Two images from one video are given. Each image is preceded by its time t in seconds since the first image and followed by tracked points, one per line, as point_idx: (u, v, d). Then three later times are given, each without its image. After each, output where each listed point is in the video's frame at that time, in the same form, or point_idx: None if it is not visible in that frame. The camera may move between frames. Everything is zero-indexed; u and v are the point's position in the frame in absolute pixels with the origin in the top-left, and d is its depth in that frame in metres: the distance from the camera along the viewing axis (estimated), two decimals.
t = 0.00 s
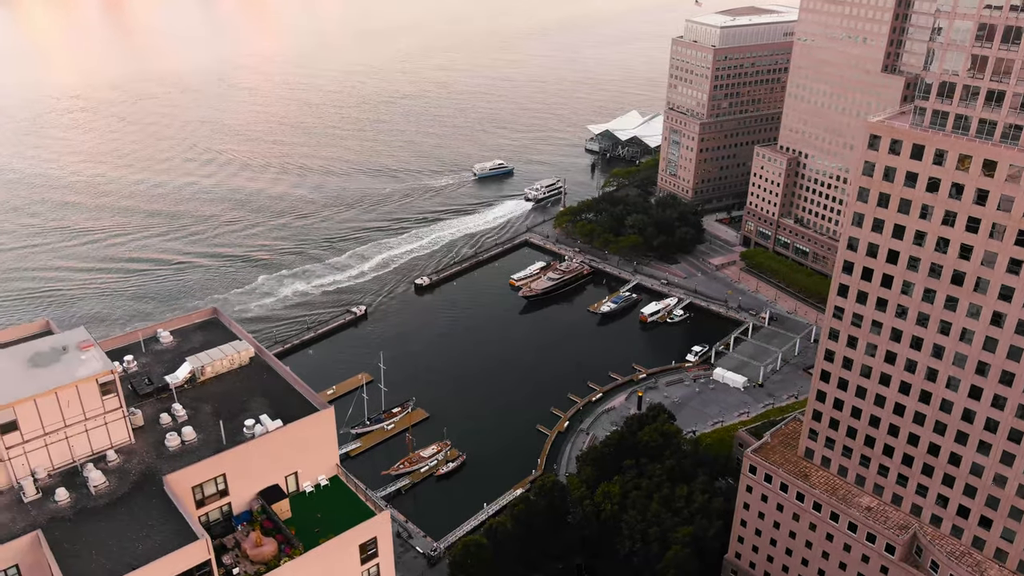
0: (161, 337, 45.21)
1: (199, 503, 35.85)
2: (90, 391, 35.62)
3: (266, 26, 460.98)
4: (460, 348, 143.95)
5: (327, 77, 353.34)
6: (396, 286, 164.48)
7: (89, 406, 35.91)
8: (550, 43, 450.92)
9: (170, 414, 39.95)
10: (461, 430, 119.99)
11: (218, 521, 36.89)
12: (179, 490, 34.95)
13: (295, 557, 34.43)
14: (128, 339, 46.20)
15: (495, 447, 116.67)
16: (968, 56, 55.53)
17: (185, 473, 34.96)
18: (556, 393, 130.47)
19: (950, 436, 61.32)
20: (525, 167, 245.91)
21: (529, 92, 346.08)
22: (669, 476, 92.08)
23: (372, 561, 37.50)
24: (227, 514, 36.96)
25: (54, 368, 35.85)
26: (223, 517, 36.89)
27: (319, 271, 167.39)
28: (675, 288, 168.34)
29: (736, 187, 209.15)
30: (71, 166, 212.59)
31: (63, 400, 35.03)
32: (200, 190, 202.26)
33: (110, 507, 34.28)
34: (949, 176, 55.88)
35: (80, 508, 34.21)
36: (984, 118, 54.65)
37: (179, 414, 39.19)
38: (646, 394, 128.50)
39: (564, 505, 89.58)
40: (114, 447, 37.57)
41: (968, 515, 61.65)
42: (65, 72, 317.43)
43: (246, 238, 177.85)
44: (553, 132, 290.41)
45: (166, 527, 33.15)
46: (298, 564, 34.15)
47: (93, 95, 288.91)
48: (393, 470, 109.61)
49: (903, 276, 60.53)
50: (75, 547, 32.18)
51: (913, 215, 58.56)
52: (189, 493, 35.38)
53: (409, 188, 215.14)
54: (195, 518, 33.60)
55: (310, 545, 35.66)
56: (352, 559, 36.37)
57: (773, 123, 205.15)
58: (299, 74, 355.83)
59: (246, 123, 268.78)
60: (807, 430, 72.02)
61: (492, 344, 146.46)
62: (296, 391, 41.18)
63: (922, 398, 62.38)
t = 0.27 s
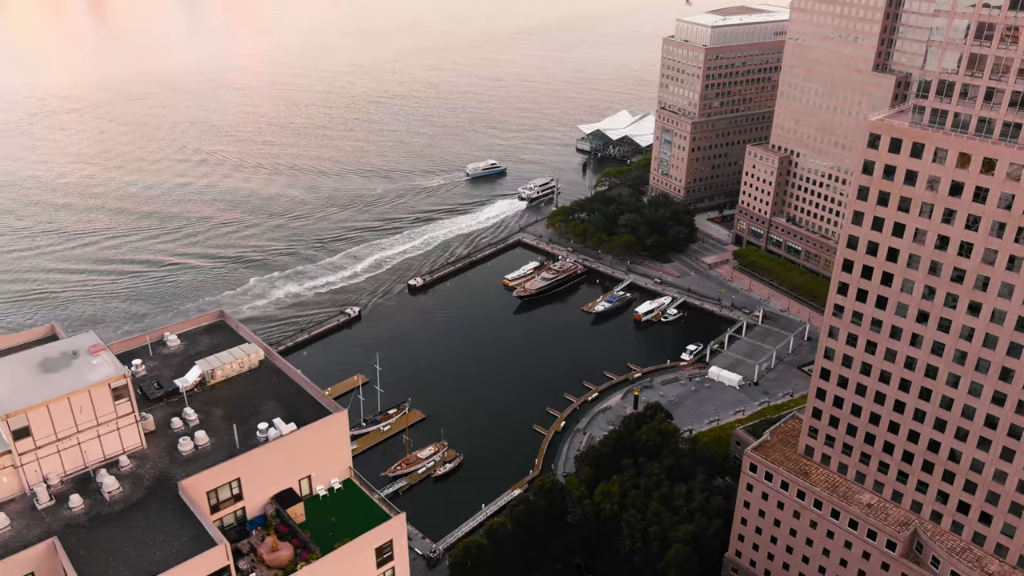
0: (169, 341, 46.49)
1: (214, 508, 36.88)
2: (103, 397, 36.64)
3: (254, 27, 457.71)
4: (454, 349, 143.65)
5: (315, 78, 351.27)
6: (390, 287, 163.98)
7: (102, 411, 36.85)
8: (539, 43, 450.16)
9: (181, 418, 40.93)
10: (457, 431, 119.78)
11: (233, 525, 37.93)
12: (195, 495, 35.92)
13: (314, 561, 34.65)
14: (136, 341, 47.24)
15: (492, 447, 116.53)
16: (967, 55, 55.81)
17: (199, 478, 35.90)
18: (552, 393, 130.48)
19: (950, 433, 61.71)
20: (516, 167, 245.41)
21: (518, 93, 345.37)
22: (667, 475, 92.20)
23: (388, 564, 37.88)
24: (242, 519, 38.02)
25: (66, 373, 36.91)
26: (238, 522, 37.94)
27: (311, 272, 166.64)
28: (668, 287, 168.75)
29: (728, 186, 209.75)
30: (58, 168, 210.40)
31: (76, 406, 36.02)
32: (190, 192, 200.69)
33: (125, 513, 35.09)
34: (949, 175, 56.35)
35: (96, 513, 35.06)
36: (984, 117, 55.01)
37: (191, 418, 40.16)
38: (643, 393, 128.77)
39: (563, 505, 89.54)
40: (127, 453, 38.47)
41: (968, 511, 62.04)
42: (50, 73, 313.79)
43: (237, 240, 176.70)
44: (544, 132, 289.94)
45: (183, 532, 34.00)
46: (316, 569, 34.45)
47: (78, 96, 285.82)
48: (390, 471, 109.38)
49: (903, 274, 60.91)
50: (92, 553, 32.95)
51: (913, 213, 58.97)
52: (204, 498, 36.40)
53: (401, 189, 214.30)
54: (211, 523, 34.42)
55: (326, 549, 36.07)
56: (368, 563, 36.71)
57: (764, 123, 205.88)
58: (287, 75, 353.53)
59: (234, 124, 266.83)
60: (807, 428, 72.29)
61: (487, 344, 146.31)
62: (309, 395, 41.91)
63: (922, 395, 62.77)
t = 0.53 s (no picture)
0: (177, 344, 47.11)
1: (230, 512, 36.97)
2: (117, 401, 37.09)
3: (242, 28, 455.40)
4: (450, 349, 143.41)
5: (304, 78, 349.98)
6: (384, 288, 163.46)
7: (115, 416, 37.28)
8: (528, 43, 450.10)
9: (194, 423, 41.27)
10: (454, 432, 119.55)
11: (248, 530, 37.99)
12: (211, 500, 36.04)
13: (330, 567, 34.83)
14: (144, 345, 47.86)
15: (489, 448, 116.38)
16: (966, 54, 56.04)
17: (217, 483, 36.02)
18: (548, 393, 130.42)
19: (950, 430, 62.05)
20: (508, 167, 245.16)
21: (508, 92, 345.22)
22: (666, 474, 92.22)
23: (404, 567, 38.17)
24: (257, 523, 38.07)
25: (79, 379, 37.35)
26: (253, 526, 38.00)
27: (305, 274, 165.80)
28: (662, 286, 169.00)
29: (720, 185, 210.35)
30: (46, 169, 208.70)
31: (89, 411, 36.38)
32: (181, 193, 199.45)
33: (141, 518, 35.35)
34: (949, 173, 56.77)
35: (112, 520, 35.31)
36: (983, 115, 55.33)
37: (203, 422, 40.56)
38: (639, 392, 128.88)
39: (562, 505, 89.42)
40: (140, 458, 38.90)
41: (969, 508, 62.36)
42: (36, 75, 311.08)
43: (228, 241, 175.70)
44: (535, 131, 289.83)
45: (203, 537, 34.18)
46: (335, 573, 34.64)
47: (65, 97, 283.72)
48: (387, 473, 109.08)
49: (902, 271, 61.33)
50: (110, 560, 33.09)
51: (913, 211, 59.39)
52: (221, 501, 36.54)
53: (394, 189, 213.63)
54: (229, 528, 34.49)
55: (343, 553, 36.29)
56: (384, 566, 37.00)
57: (756, 122, 206.61)
58: (277, 75, 351.89)
59: (224, 125, 265.42)
60: (807, 426, 72.51)
61: (482, 345, 146.09)
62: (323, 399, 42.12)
63: (922, 392, 63.12)
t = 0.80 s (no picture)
0: (186, 349, 47.24)
1: (247, 517, 36.98)
2: (131, 406, 36.62)
3: (228, 28, 452.58)
4: (445, 350, 143.09)
5: (293, 79, 348.38)
6: (377, 289, 162.89)
7: (130, 421, 36.85)
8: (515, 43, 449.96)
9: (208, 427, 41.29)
10: (451, 433, 119.24)
11: (265, 535, 37.92)
12: (229, 505, 36.05)
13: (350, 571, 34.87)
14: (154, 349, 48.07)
15: (486, 448, 116.21)
16: (964, 53, 56.45)
17: (235, 488, 36.08)
18: (544, 394, 130.41)
19: (950, 426, 62.49)
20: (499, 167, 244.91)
21: (497, 92, 345.01)
22: (665, 472, 92.31)
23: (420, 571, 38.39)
24: (273, 528, 38.06)
25: (93, 384, 36.70)
26: (269, 531, 37.95)
27: (297, 275, 165.03)
28: (656, 285, 169.31)
29: (711, 184, 211.02)
30: (32, 172, 206.41)
31: (104, 417, 35.91)
32: (170, 195, 197.96)
33: (158, 524, 35.36)
34: (949, 171, 57.19)
35: (130, 527, 35.25)
36: (982, 114, 55.77)
37: (216, 427, 40.55)
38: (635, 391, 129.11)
39: (561, 505, 89.37)
40: (154, 464, 38.80)
41: (969, 503, 62.81)
42: (20, 76, 307.85)
43: (220, 243, 174.62)
44: (525, 131, 289.78)
45: (223, 544, 34.32)
46: None
47: (51, 99, 281.19)
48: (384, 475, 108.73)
49: (902, 269, 61.72)
50: (129, 568, 33.16)
51: (913, 209, 59.79)
52: (239, 506, 36.57)
53: (385, 190, 212.94)
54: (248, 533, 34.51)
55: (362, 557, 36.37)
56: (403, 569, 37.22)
57: (746, 120, 207.41)
58: (264, 76, 350.01)
59: (212, 125, 263.81)
60: (807, 423, 72.72)
61: (477, 345, 145.92)
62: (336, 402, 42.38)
63: (922, 388, 63.51)
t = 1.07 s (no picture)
0: (194, 353, 48.36)
1: (264, 522, 37.81)
2: (145, 412, 37.47)
3: (213, 29, 449.10)
4: (439, 351, 142.72)
5: (280, 79, 346.50)
6: (370, 291, 162.27)
7: (144, 427, 37.71)
8: (503, 44, 449.76)
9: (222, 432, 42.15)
10: (447, 435, 118.97)
11: (282, 541, 38.74)
12: (246, 510, 36.90)
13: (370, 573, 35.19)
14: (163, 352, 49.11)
15: (482, 449, 116.00)
16: (962, 51, 56.73)
17: (251, 493, 36.91)
18: (539, 394, 130.39)
19: (950, 422, 62.91)
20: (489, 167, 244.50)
21: (486, 92, 344.57)
22: (663, 471, 92.38)
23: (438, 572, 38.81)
24: (290, 533, 38.94)
25: (108, 391, 37.64)
26: (286, 536, 38.82)
27: (289, 277, 164.10)
28: (648, 284, 169.68)
29: (701, 182, 211.60)
30: (17, 175, 203.87)
31: (119, 423, 36.76)
32: (158, 197, 196.29)
33: (175, 530, 35.92)
34: (948, 169, 57.54)
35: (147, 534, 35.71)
36: (979, 112, 56.16)
37: (230, 432, 41.35)
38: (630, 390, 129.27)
39: (560, 505, 89.26)
40: (169, 469, 39.49)
41: (968, 499, 63.25)
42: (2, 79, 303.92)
43: (210, 244, 173.49)
44: (515, 131, 289.47)
45: (242, 549, 34.82)
46: None
47: (35, 101, 278.14)
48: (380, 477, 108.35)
49: (901, 267, 62.13)
50: None
51: (911, 207, 60.19)
52: (255, 511, 37.40)
53: (375, 190, 212.12)
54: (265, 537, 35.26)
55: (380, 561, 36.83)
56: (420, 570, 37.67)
57: (736, 119, 208.10)
58: (250, 77, 347.65)
59: (200, 127, 262.03)
60: (806, 421, 72.93)
61: (471, 346, 145.77)
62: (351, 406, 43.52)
63: (921, 385, 63.88)
